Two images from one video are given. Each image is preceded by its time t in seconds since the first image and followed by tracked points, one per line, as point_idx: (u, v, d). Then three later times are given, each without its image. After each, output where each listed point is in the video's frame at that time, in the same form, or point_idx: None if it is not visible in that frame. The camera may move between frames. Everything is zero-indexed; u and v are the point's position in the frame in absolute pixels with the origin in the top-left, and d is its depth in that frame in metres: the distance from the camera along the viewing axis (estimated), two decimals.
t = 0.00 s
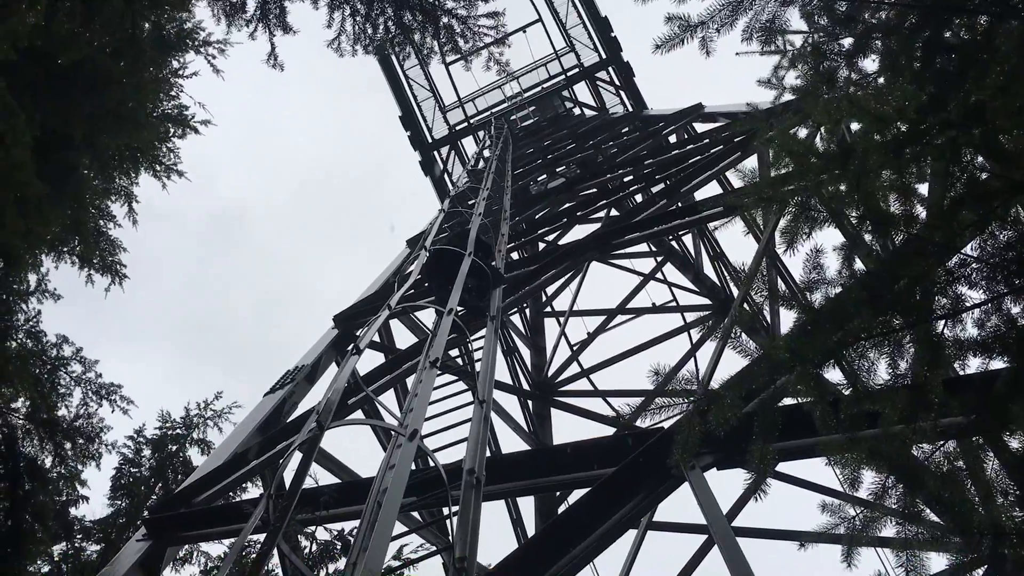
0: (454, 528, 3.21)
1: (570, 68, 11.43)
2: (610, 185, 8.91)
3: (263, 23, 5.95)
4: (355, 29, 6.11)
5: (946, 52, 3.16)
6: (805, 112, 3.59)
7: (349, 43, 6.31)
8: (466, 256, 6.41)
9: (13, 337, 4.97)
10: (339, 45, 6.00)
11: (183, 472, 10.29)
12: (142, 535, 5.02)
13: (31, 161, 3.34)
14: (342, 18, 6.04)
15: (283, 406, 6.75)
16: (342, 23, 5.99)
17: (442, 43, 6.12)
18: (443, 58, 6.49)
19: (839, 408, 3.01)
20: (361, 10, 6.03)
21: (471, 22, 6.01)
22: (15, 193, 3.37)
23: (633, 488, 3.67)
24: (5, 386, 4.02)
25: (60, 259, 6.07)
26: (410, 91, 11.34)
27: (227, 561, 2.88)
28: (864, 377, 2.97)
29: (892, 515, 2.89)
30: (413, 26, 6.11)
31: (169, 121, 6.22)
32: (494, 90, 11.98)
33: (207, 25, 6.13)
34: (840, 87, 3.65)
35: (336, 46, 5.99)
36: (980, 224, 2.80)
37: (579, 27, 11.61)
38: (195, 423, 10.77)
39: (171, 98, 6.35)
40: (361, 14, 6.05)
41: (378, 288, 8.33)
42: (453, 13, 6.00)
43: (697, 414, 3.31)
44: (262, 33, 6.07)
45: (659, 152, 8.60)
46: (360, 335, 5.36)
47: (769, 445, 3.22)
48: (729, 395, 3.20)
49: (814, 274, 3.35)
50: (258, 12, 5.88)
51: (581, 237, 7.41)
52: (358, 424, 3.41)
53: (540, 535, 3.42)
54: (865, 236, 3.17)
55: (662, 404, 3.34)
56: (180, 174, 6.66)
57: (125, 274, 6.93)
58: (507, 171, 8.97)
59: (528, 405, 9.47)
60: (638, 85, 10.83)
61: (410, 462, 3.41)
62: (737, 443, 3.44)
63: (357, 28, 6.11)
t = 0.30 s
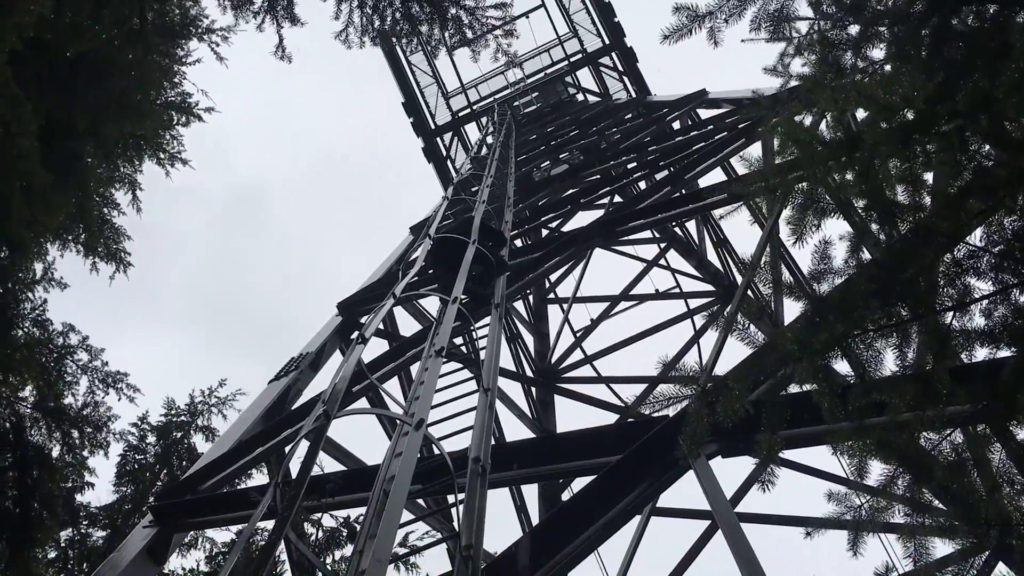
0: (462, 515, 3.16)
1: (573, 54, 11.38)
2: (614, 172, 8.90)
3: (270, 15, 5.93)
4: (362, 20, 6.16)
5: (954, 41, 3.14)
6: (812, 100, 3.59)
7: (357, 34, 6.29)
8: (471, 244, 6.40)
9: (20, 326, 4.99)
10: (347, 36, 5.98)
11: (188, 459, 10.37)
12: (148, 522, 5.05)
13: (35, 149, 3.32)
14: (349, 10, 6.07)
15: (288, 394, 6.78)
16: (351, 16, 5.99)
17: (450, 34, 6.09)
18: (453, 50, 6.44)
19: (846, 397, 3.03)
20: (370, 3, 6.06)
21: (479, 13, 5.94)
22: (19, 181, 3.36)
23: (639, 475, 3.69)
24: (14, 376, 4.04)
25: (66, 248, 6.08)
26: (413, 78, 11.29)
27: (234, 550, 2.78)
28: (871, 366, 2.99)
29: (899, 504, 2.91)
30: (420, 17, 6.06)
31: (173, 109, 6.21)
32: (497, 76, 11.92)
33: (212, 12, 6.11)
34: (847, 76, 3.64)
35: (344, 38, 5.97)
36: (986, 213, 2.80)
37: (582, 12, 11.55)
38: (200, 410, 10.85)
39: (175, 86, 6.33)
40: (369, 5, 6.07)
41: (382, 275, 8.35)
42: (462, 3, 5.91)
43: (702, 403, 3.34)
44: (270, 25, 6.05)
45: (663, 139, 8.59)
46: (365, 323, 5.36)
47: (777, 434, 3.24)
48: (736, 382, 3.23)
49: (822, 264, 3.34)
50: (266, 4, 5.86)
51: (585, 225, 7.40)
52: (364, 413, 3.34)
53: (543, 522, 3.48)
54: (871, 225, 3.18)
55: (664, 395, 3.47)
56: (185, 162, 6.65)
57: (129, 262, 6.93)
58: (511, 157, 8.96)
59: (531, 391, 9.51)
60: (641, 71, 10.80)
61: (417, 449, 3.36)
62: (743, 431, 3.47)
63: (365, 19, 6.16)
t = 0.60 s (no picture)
0: (465, 506, 3.16)
1: (575, 43, 11.33)
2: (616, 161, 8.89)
3: (275, 9, 5.90)
4: (367, 15, 6.13)
5: (960, 33, 3.11)
6: (816, 91, 3.59)
7: (362, 28, 6.27)
8: (473, 235, 6.39)
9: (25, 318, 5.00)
10: (352, 31, 5.95)
11: (191, 449, 10.42)
12: (152, 512, 5.10)
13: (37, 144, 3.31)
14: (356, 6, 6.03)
15: (291, 384, 6.81)
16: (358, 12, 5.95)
17: (454, 28, 6.08)
18: (457, 44, 6.42)
19: (850, 389, 3.04)
20: None
21: (483, 8, 5.90)
22: (22, 175, 3.35)
23: (642, 466, 3.70)
24: (19, 369, 4.06)
25: (69, 239, 6.07)
26: (415, 67, 11.19)
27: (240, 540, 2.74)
28: (876, 359, 3.00)
29: (903, 496, 2.93)
30: (425, 10, 6.07)
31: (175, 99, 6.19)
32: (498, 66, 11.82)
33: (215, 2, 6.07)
34: (850, 67, 3.63)
35: (348, 32, 5.94)
36: (990, 206, 2.80)
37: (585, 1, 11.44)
38: (202, 400, 10.89)
39: (178, 76, 6.30)
40: None
41: (385, 265, 8.36)
42: None
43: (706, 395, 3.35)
44: (275, 20, 6.02)
45: (665, 128, 8.57)
46: (369, 315, 5.37)
47: (780, 426, 3.26)
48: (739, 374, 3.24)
49: (826, 257, 3.34)
50: None
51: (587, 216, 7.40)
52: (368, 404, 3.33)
53: (546, 512, 3.48)
54: (875, 217, 3.17)
55: (666, 387, 3.57)
56: (187, 153, 6.64)
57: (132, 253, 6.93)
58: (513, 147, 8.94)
59: (533, 381, 9.54)
60: (644, 60, 10.76)
61: (421, 441, 3.36)
62: (746, 423, 3.48)
63: (369, 14, 6.12)
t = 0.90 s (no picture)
0: (463, 496, 3.19)
1: (580, 35, 11.30)
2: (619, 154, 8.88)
3: None
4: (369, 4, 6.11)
5: (962, 29, 3.09)
6: (818, 85, 3.59)
7: (364, 18, 6.27)
8: (476, 225, 6.39)
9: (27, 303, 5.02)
10: (354, 21, 5.95)
11: (192, 437, 10.47)
12: (152, 499, 5.14)
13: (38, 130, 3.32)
14: None
15: (292, 373, 6.84)
16: None
17: (455, 17, 6.04)
18: (459, 33, 6.39)
19: (847, 383, 3.05)
20: None
21: None
22: (23, 162, 3.37)
23: (641, 457, 3.73)
24: (19, 355, 4.09)
25: (71, 226, 6.10)
26: (419, 57, 11.19)
27: (239, 526, 2.76)
28: (873, 353, 3.03)
29: (897, 489, 2.95)
30: None
31: (178, 87, 6.19)
32: (503, 57, 11.82)
33: None
34: (852, 61, 3.63)
35: (350, 22, 5.94)
36: (990, 202, 2.80)
37: None
38: (204, 389, 10.94)
39: (181, 64, 6.31)
40: None
41: (387, 255, 8.38)
42: None
43: (703, 387, 3.37)
44: (276, 7, 6.00)
45: (669, 122, 8.57)
46: (370, 304, 5.38)
47: (778, 418, 3.28)
48: (737, 368, 3.26)
49: (825, 251, 3.36)
50: None
51: (589, 208, 7.40)
52: (368, 394, 3.35)
53: (546, 503, 3.50)
54: (875, 212, 3.18)
55: (663, 380, 3.54)
56: (190, 141, 6.65)
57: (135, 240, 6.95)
58: (517, 138, 8.93)
59: (535, 372, 9.56)
60: (649, 53, 10.73)
61: (420, 431, 3.38)
62: (743, 416, 3.50)
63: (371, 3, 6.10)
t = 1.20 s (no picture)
0: (468, 490, 3.20)
1: (594, 30, 11.28)
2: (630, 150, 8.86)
3: None
4: None
5: (978, 30, 3.07)
6: (831, 84, 3.57)
7: (376, 10, 6.28)
8: (485, 220, 6.39)
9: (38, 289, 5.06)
10: (367, 12, 5.96)
11: (198, 426, 10.54)
12: (158, 486, 5.18)
13: (50, 118, 3.34)
14: None
15: (299, 363, 6.87)
16: None
17: (468, 10, 6.04)
18: (471, 26, 6.38)
19: (854, 383, 3.05)
20: None
21: None
22: (36, 149, 3.40)
23: (647, 453, 3.74)
24: (28, 340, 4.13)
25: (82, 212, 6.13)
26: (431, 49, 11.20)
27: (244, 515, 2.78)
28: (881, 354, 3.02)
29: (902, 491, 2.94)
30: None
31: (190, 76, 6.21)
32: (516, 50, 11.81)
33: None
34: (866, 60, 3.61)
35: (362, 14, 5.95)
36: (1002, 204, 2.79)
37: None
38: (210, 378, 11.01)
39: (194, 53, 6.33)
40: None
41: (396, 248, 8.40)
42: None
43: (709, 385, 3.37)
44: None
45: (681, 118, 8.54)
46: (378, 297, 5.39)
47: (784, 418, 3.28)
48: (744, 367, 3.26)
49: (835, 251, 3.35)
50: None
51: (599, 204, 7.38)
52: (375, 386, 3.36)
53: (552, 498, 3.52)
54: (886, 213, 3.16)
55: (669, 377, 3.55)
56: (201, 130, 6.67)
57: (144, 228, 6.99)
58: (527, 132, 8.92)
59: (541, 368, 9.57)
60: (662, 49, 10.69)
61: (425, 424, 3.40)
62: (749, 415, 3.50)
63: None
